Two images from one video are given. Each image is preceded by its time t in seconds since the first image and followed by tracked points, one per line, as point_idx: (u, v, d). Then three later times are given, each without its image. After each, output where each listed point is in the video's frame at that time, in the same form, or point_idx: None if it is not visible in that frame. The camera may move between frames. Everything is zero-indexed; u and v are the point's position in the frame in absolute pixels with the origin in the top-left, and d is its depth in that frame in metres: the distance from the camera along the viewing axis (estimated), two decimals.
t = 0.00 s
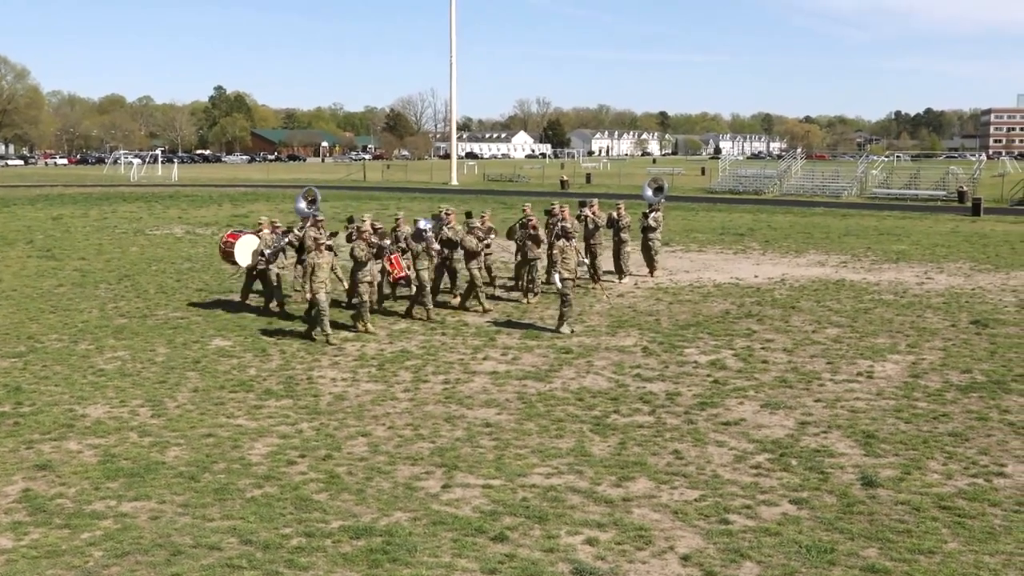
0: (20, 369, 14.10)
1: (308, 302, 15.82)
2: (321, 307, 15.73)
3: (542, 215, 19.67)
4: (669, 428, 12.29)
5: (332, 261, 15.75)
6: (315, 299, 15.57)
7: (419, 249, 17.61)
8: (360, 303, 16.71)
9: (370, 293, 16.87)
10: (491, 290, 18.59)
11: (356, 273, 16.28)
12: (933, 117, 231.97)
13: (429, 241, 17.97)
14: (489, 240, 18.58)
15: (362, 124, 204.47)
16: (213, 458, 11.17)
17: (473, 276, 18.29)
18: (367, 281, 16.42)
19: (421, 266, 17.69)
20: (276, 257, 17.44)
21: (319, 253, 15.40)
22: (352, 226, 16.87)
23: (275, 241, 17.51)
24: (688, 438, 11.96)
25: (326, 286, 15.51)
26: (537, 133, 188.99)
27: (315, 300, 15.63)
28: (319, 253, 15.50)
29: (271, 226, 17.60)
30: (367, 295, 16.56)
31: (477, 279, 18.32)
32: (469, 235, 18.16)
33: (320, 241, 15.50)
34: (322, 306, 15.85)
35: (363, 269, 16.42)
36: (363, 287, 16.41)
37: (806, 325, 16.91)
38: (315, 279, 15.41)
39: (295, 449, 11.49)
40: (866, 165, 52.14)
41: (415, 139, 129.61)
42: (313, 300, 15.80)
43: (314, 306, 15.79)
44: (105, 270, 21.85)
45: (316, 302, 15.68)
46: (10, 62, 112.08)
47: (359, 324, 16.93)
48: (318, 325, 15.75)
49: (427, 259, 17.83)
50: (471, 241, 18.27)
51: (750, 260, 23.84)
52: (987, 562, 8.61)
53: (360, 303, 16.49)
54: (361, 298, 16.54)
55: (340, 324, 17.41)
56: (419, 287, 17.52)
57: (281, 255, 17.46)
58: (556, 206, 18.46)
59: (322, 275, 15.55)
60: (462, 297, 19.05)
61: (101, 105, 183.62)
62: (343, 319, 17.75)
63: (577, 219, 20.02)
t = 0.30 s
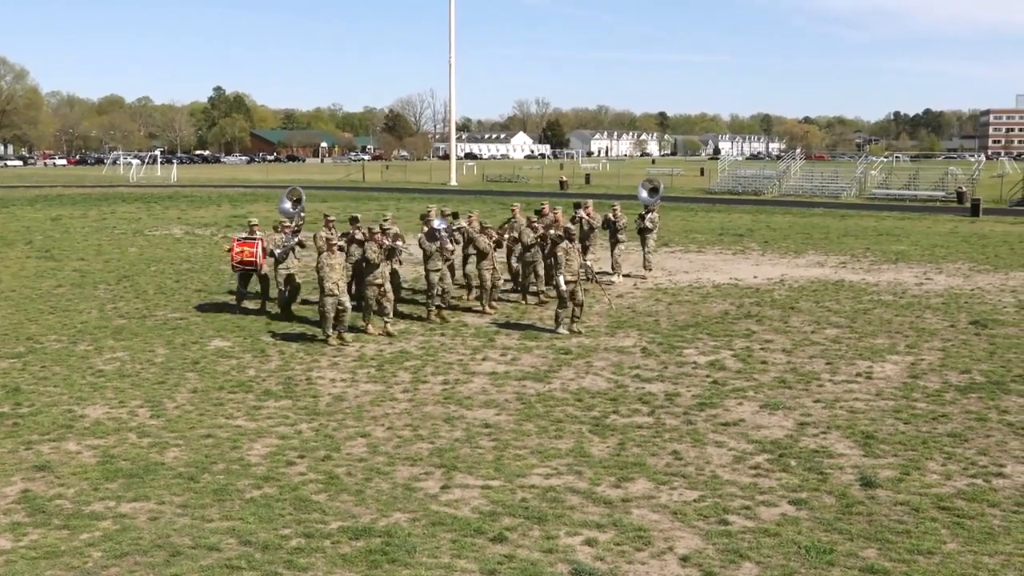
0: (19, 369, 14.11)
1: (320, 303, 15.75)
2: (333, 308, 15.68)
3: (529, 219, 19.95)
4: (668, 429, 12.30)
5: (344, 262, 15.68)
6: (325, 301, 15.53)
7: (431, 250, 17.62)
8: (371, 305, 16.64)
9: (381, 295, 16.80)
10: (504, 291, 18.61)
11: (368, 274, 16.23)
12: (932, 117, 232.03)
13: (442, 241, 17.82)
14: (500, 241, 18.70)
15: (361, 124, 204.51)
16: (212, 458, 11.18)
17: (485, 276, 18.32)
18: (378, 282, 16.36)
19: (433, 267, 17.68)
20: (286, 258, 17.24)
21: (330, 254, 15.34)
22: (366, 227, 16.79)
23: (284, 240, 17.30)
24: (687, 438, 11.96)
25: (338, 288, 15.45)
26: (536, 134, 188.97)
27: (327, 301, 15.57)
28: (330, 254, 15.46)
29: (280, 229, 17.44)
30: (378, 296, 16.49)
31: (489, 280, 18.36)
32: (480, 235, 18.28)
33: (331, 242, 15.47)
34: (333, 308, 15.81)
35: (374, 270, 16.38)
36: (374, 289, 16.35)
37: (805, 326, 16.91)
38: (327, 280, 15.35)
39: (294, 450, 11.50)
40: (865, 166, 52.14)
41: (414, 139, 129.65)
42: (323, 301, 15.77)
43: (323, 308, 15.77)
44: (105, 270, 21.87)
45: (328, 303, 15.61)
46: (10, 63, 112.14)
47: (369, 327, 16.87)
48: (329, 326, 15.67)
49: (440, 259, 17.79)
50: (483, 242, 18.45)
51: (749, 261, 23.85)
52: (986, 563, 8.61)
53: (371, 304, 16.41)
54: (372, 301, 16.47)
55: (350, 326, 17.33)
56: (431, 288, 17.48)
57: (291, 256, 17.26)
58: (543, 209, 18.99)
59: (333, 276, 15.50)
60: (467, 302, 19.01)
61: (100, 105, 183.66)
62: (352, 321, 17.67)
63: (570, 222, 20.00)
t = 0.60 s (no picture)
0: (19, 370, 14.11)
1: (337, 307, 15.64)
2: (350, 312, 15.56)
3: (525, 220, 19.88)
4: (668, 429, 12.30)
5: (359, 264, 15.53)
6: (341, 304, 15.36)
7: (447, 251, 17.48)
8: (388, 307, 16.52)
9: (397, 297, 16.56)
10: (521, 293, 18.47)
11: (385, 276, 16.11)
12: (931, 118, 232.10)
13: (459, 242, 17.12)
14: (519, 244, 18.46)
15: (360, 125, 204.51)
16: (211, 458, 11.18)
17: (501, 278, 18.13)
18: (395, 284, 16.25)
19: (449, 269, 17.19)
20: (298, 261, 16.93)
21: (346, 257, 15.19)
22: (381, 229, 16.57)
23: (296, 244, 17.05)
24: (686, 439, 11.96)
25: (354, 291, 15.33)
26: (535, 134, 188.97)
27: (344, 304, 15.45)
28: (345, 256, 15.29)
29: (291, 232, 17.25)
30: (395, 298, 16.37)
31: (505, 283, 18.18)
32: (496, 237, 18.06)
33: (348, 245, 15.36)
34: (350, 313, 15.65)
35: (391, 272, 16.26)
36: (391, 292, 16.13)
37: (805, 326, 16.91)
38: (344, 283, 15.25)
39: (293, 450, 11.50)
40: (864, 167, 52.16)
41: (413, 140, 129.60)
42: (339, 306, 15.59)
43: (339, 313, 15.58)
44: (105, 271, 21.86)
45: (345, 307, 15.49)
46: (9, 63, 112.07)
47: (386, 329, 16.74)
48: (347, 330, 15.54)
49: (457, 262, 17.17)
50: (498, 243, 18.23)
51: (748, 261, 23.86)
52: (985, 563, 8.62)
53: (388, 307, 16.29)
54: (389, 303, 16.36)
55: (364, 328, 17.22)
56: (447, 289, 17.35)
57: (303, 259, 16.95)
58: (536, 212, 19.09)
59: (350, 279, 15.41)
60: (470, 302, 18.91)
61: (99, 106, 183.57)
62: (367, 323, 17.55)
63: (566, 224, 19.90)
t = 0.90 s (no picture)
0: (17, 370, 14.10)
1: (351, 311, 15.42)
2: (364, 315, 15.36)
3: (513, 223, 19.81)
4: (667, 430, 12.30)
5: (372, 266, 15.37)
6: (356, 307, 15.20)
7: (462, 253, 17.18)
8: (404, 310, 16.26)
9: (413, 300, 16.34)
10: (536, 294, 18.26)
11: (399, 279, 15.82)
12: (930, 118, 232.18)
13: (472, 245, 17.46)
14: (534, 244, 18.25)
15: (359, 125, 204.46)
16: (210, 459, 11.17)
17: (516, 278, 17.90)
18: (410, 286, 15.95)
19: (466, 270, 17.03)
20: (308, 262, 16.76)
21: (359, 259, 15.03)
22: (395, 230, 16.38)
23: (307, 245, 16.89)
24: (685, 439, 11.96)
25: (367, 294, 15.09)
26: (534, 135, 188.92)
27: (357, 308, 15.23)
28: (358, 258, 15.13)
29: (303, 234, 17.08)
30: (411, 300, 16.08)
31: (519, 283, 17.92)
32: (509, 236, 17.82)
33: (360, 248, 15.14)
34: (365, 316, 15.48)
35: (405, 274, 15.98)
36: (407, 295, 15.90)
37: (804, 327, 16.92)
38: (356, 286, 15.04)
39: (292, 451, 11.49)
40: (862, 167, 52.19)
41: (411, 141, 129.55)
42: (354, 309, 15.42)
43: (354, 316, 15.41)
44: (104, 271, 21.84)
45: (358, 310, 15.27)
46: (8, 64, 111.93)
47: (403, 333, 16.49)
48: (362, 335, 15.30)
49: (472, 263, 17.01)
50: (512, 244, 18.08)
51: (747, 261, 23.86)
52: (984, 564, 8.62)
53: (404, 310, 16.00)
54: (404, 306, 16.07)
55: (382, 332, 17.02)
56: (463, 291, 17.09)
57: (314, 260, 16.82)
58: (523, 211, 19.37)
59: (363, 281, 15.19)
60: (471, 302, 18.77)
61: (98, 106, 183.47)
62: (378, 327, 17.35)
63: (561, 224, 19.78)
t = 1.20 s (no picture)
0: (12, 371, 14.08)
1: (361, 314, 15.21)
2: (375, 317, 15.17)
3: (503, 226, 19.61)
4: (663, 430, 12.31)
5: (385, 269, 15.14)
6: (366, 310, 15.00)
7: (475, 256, 16.96)
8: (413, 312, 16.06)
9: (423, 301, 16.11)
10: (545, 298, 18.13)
11: (410, 281, 15.60)
12: (927, 119, 232.52)
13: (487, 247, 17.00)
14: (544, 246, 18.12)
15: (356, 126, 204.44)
16: (206, 461, 11.16)
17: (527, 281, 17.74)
18: (421, 288, 15.73)
19: (479, 273, 16.85)
20: (315, 265, 16.63)
21: (371, 261, 14.82)
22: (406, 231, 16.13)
23: (315, 248, 16.75)
24: (681, 440, 11.97)
25: (379, 296, 14.88)
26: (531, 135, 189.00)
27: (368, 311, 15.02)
28: (371, 261, 14.91)
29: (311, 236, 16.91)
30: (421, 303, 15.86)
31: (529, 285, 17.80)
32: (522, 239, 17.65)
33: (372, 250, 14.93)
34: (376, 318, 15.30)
35: (416, 276, 15.77)
36: (417, 296, 15.68)
37: (799, 327, 16.94)
38: (368, 288, 14.83)
39: (288, 452, 11.48)
40: (858, 168, 52.29)
41: (407, 142, 129.56)
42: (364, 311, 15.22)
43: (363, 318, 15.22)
44: (99, 272, 21.82)
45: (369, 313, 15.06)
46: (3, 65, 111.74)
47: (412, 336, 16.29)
48: (372, 338, 15.09)
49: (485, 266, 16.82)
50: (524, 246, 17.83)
51: (742, 262, 23.91)
52: (979, 564, 8.64)
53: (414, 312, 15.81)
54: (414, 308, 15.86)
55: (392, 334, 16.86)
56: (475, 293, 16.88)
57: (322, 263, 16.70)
58: (507, 213, 19.17)
59: (375, 283, 14.99)
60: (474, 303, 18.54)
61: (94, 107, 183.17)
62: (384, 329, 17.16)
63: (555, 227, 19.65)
